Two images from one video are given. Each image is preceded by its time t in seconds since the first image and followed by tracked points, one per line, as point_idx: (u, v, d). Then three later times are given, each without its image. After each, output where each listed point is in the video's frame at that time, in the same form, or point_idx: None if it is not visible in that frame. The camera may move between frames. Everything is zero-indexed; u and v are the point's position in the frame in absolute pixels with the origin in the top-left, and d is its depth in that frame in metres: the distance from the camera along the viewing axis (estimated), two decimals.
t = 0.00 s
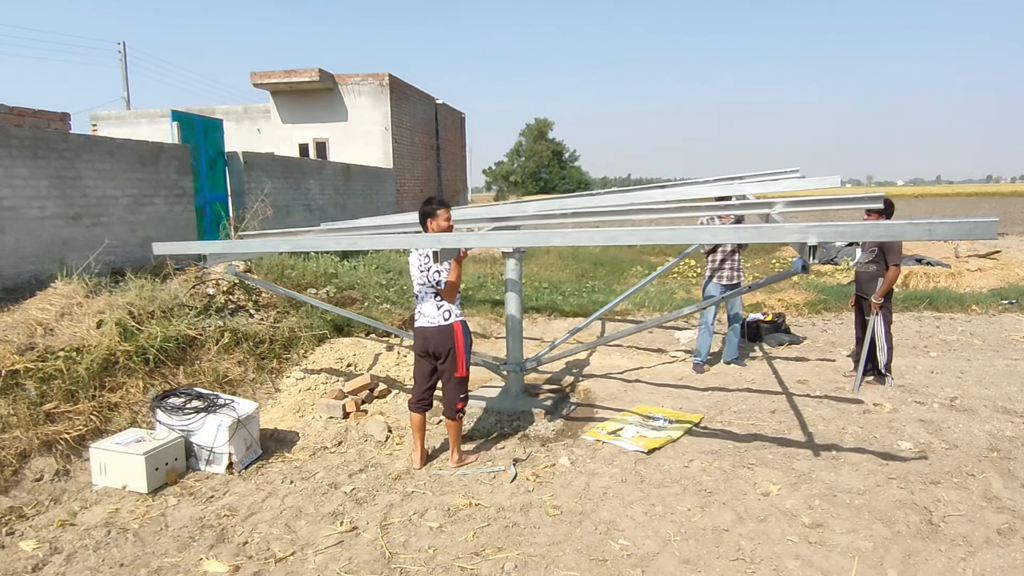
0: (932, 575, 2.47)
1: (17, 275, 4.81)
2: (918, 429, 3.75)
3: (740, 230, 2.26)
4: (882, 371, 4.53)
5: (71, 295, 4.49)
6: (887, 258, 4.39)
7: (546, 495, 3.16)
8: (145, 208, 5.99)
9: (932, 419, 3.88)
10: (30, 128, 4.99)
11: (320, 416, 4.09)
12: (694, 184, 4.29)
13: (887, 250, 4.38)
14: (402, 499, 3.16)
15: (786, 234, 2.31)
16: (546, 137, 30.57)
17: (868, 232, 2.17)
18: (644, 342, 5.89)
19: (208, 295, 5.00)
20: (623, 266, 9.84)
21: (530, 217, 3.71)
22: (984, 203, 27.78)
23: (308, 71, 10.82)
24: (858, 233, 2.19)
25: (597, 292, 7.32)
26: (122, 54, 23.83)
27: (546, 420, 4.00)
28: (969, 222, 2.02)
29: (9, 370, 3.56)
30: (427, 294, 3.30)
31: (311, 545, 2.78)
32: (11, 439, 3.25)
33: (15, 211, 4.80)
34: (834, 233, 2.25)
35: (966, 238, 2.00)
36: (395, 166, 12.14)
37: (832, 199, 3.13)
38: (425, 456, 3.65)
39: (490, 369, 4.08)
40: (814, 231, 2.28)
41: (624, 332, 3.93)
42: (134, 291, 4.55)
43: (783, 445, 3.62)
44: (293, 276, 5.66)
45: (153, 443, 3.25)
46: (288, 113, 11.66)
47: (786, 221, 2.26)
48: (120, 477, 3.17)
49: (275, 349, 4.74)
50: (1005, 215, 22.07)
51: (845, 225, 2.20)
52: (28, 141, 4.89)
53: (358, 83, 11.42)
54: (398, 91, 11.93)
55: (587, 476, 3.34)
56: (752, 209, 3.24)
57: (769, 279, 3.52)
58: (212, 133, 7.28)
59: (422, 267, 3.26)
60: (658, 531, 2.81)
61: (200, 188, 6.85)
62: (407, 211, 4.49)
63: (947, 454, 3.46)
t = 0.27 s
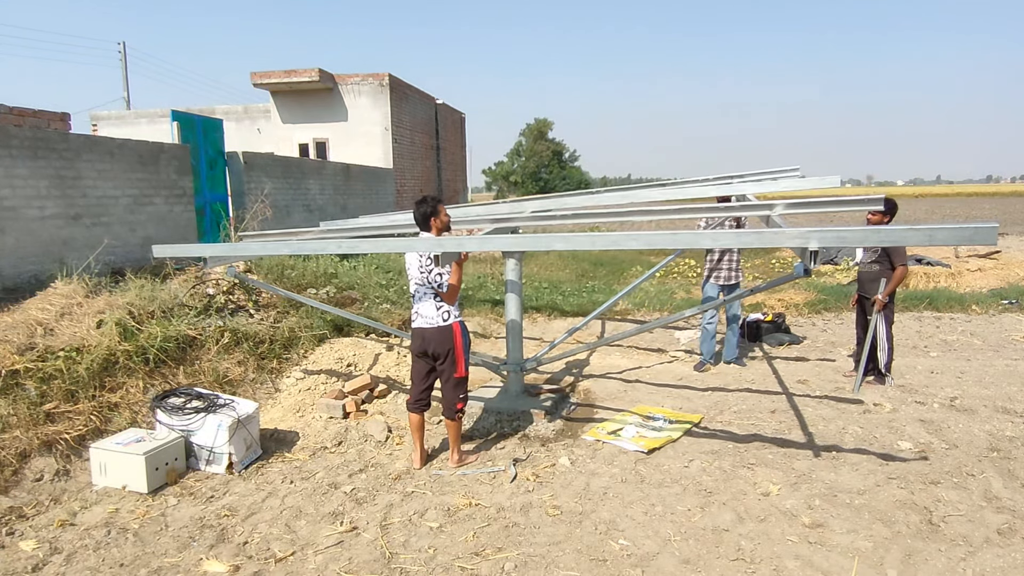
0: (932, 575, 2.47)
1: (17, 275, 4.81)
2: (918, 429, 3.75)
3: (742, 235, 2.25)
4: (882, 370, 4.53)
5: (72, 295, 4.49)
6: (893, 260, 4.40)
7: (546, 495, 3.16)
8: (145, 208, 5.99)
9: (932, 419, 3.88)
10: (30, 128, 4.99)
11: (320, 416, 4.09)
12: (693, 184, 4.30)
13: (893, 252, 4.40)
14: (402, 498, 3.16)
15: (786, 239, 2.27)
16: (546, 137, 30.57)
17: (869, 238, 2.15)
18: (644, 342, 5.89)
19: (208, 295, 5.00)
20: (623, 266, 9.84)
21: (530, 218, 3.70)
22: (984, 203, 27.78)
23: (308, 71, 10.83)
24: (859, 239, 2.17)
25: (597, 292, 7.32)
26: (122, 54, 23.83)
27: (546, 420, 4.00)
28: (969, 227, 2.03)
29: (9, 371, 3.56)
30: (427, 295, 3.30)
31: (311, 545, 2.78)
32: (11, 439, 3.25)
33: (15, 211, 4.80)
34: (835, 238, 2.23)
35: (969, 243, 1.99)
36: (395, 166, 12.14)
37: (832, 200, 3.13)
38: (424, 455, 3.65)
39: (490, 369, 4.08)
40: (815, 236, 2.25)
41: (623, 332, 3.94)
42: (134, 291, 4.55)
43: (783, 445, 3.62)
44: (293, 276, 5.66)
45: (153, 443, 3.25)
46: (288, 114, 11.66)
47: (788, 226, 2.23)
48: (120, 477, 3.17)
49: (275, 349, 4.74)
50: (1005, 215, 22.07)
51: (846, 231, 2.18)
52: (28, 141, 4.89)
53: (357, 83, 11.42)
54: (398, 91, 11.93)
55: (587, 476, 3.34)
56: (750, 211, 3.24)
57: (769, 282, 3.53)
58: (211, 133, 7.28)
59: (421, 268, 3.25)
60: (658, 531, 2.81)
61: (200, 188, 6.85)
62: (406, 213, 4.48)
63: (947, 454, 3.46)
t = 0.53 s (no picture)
0: (932, 575, 2.47)
1: (17, 275, 4.81)
2: (918, 429, 3.75)
3: (744, 234, 2.25)
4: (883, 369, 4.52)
5: (71, 295, 4.49)
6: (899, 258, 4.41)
7: (546, 495, 3.16)
8: (145, 208, 5.99)
9: (932, 419, 3.88)
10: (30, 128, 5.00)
11: (320, 416, 4.09)
12: (694, 184, 4.30)
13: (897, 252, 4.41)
14: (402, 499, 3.16)
15: (788, 238, 2.27)
16: (546, 137, 30.56)
17: (869, 237, 2.14)
18: (644, 342, 5.89)
19: (208, 295, 5.00)
20: (623, 266, 9.84)
21: (531, 218, 3.70)
22: (984, 203, 27.77)
23: (308, 71, 10.83)
24: (860, 237, 2.16)
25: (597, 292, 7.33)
26: (122, 54, 23.86)
27: (546, 420, 4.00)
28: (971, 226, 2.02)
29: (9, 371, 3.56)
30: (427, 295, 3.30)
31: (311, 545, 2.78)
32: (11, 439, 3.25)
33: (15, 211, 4.80)
34: (836, 237, 2.23)
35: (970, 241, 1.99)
36: (395, 166, 12.14)
37: (833, 200, 3.13)
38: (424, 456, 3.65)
39: (490, 369, 4.07)
40: (817, 234, 2.24)
41: (624, 332, 3.94)
42: (134, 291, 4.55)
43: (783, 445, 3.62)
44: (293, 276, 5.66)
45: (153, 443, 3.25)
46: (288, 114, 11.66)
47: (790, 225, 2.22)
48: (120, 477, 3.17)
49: (275, 349, 4.74)
50: (1005, 215, 22.06)
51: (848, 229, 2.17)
52: (29, 141, 4.89)
53: (358, 83, 11.42)
54: (398, 91, 11.93)
55: (587, 476, 3.34)
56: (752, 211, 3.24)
57: (769, 282, 3.52)
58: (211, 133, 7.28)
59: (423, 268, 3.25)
60: (658, 531, 2.81)
61: (200, 188, 6.85)
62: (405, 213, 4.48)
63: (947, 454, 3.46)
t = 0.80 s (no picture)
0: (932, 575, 2.47)
1: (17, 275, 4.81)
2: (918, 429, 3.75)
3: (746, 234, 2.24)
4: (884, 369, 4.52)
5: (71, 295, 4.49)
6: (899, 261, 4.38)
7: (546, 495, 3.16)
8: (145, 208, 5.99)
9: (932, 419, 3.88)
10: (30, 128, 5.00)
11: (320, 416, 4.09)
12: (694, 184, 4.30)
13: (897, 255, 4.38)
14: (402, 499, 3.16)
15: (789, 239, 2.26)
16: (546, 137, 30.56)
17: (870, 238, 2.14)
18: (644, 342, 5.89)
19: (208, 295, 5.00)
20: (623, 266, 9.84)
21: (532, 218, 3.69)
22: (984, 203, 27.76)
23: (308, 71, 10.83)
24: (861, 239, 2.16)
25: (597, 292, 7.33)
26: (122, 54, 23.87)
27: (546, 420, 4.00)
28: (972, 227, 2.02)
29: (9, 371, 3.56)
30: (427, 295, 3.30)
31: (311, 545, 2.78)
32: (11, 439, 3.25)
33: (15, 211, 4.80)
34: (837, 238, 2.23)
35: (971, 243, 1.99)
36: (396, 166, 12.14)
37: (833, 201, 3.14)
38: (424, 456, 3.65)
39: (491, 369, 4.07)
40: (818, 235, 2.24)
41: (624, 332, 3.94)
42: (134, 291, 4.55)
43: (783, 445, 3.62)
44: (293, 276, 5.67)
45: (153, 443, 3.25)
46: (288, 114, 11.66)
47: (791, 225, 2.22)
48: (120, 477, 3.17)
49: (275, 349, 4.74)
50: (1005, 215, 22.06)
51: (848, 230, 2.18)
52: (29, 141, 4.90)
53: (357, 83, 11.42)
54: (398, 91, 11.93)
55: (587, 476, 3.34)
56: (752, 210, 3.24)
57: (770, 283, 3.51)
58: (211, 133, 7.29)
59: (423, 269, 3.25)
60: (658, 531, 2.81)
61: (200, 188, 6.85)
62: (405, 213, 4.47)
63: (948, 454, 3.46)
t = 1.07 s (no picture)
0: (932, 575, 2.47)
1: (17, 275, 4.81)
2: (918, 429, 3.75)
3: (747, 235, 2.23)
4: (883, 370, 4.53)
5: (71, 295, 4.49)
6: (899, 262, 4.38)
7: (546, 495, 3.16)
8: (145, 208, 5.99)
9: (932, 419, 3.88)
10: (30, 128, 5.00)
11: (320, 416, 4.09)
12: (694, 184, 4.30)
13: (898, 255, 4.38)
14: (402, 498, 3.16)
15: (790, 239, 2.26)
16: (546, 137, 30.56)
17: (871, 238, 2.14)
18: (644, 342, 5.89)
19: (208, 295, 4.99)
20: (623, 266, 9.84)
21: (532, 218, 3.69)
22: (984, 203, 27.75)
23: (308, 71, 10.83)
24: (861, 239, 2.15)
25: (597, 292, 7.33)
26: (122, 54, 23.85)
27: (546, 420, 4.00)
28: (973, 227, 2.02)
29: (9, 371, 3.57)
30: (427, 295, 3.30)
31: (311, 545, 2.78)
32: (11, 439, 3.25)
33: (15, 211, 4.80)
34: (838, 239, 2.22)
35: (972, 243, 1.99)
36: (396, 166, 12.14)
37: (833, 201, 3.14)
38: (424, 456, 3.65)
39: (491, 369, 4.07)
40: (818, 235, 2.23)
41: (624, 332, 3.94)
42: (134, 291, 4.55)
43: (783, 445, 3.62)
44: (293, 276, 5.67)
45: (153, 443, 3.25)
46: (288, 114, 11.66)
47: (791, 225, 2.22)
48: (120, 477, 3.17)
49: (275, 349, 4.74)
50: (1005, 215, 22.05)
51: (848, 230, 2.18)
52: (29, 141, 4.90)
53: (357, 83, 11.42)
54: (398, 91, 11.93)
55: (587, 476, 3.34)
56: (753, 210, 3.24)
57: (770, 283, 3.50)
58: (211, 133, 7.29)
59: (424, 268, 3.25)
60: (658, 531, 2.81)
61: (200, 188, 6.85)
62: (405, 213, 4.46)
63: (948, 454, 3.46)
